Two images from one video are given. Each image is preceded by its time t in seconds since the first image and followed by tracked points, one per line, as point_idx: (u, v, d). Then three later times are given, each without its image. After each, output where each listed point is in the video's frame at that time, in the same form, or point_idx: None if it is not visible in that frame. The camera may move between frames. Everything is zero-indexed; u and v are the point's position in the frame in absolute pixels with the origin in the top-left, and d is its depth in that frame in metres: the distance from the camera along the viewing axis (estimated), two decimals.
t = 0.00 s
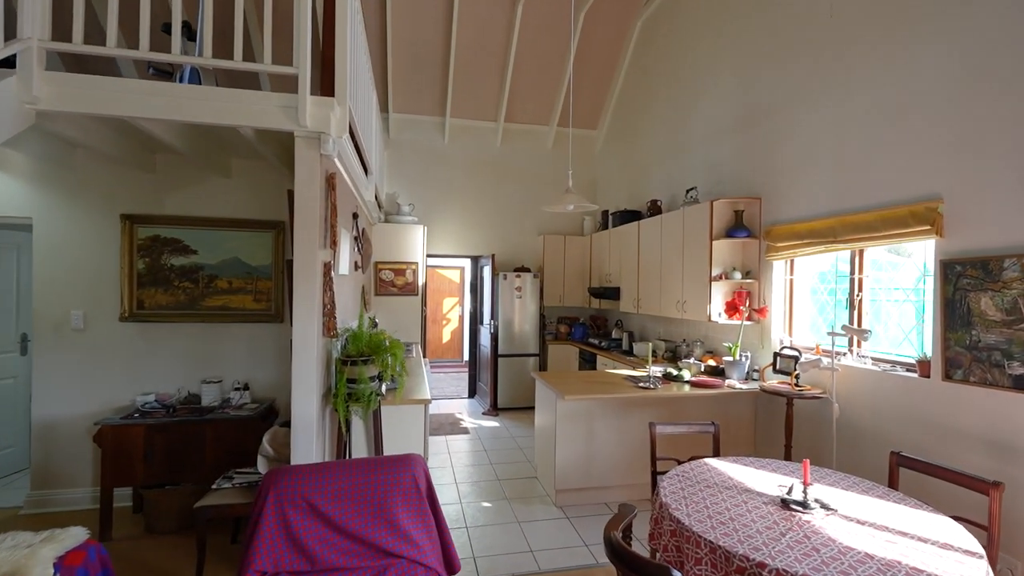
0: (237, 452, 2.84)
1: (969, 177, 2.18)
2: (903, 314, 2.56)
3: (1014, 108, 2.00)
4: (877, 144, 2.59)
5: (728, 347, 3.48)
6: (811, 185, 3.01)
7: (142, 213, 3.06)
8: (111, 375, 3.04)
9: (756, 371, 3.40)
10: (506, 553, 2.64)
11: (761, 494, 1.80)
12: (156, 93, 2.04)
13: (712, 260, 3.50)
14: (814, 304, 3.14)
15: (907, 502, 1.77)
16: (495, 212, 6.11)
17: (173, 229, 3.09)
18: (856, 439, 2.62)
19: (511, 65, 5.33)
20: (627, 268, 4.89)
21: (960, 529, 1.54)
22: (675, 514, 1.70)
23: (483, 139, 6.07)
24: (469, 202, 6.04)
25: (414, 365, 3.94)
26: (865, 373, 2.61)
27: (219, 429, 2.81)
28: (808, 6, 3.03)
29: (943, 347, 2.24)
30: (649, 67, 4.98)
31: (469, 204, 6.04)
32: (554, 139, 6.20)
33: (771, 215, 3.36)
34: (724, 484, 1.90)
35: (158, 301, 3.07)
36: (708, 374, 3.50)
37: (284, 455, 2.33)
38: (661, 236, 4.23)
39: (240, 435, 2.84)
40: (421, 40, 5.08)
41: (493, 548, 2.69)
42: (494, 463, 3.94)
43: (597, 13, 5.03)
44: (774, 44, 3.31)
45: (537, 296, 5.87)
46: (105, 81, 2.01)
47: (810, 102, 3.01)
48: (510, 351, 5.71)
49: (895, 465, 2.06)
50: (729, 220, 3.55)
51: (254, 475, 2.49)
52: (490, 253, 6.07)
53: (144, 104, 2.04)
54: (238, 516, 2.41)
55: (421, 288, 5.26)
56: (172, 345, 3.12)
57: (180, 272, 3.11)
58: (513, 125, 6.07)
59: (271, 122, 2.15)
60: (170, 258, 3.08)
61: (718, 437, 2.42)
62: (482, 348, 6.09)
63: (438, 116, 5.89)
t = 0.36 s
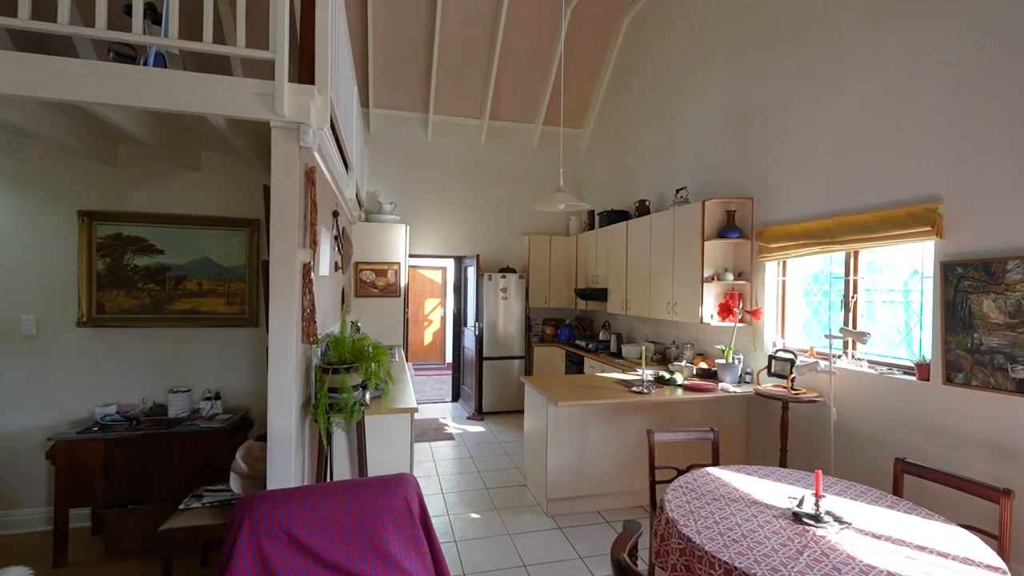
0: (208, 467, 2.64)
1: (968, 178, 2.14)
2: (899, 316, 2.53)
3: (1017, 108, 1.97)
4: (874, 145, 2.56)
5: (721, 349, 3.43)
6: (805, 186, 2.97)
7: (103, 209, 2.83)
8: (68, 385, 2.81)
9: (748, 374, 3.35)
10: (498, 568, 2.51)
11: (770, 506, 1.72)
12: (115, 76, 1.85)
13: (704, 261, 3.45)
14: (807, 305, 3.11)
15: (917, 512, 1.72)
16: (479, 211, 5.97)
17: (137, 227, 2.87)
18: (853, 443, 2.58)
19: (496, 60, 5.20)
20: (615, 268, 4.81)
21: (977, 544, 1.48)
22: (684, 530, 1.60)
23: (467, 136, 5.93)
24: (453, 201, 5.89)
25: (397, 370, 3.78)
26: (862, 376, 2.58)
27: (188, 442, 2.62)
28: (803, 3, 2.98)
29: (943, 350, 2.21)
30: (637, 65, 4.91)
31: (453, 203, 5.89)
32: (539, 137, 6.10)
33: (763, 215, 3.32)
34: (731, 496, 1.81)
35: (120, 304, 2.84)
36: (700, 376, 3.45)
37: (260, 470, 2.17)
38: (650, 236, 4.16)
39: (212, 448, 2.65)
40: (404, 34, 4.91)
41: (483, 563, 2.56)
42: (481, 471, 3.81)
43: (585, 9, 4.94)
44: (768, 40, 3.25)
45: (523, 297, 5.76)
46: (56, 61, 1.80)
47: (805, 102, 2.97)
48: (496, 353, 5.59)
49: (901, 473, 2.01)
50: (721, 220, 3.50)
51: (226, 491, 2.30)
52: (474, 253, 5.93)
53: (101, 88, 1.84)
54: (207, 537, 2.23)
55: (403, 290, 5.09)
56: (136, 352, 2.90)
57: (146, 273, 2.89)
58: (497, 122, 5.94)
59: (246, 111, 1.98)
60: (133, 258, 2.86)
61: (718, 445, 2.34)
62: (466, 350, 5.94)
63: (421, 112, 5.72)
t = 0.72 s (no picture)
0: (171, 480, 2.46)
1: (960, 177, 2.12)
2: (889, 315, 2.52)
3: (1011, 105, 1.95)
4: (864, 143, 2.53)
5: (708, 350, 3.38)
6: (794, 184, 2.94)
7: (54, 202, 2.61)
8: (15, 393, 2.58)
9: (736, 375, 3.31)
10: None
11: (771, 515, 1.65)
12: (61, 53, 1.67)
13: (691, 260, 3.39)
14: (794, 305, 3.08)
15: (917, 517, 1.67)
16: (461, 209, 5.84)
17: (92, 223, 2.66)
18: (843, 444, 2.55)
19: (479, 55, 5.07)
20: (599, 268, 4.75)
21: (982, 550, 1.44)
22: (683, 543, 1.51)
23: (449, 132, 5.79)
24: (434, 199, 5.75)
25: (376, 374, 3.63)
26: (852, 377, 2.55)
27: (149, 454, 2.43)
28: None
29: (934, 350, 2.18)
30: (622, 63, 4.85)
31: (434, 201, 5.75)
32: (522, 134, 6.00)
33: (750, 214, 3.28)
34: (729, 504, 1.73)
35: (73, 306, 2.62)
36: (688, 377, 3.40)
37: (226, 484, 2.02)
38: (636, 235, 4.10)
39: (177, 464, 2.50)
40: (383, 25, 4.75)
41: None
42: (464, 477, 3.68)
43: (569, 5, 4.85)
44: (756, 37, 3.22)
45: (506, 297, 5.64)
46: None
47: (794, 99, 2.94)
48: (478, 355, 5.46)
49: (896, 475, 1.96)
50: (708, 219, 3.45)
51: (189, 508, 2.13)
52: (456, 252, 5.80)
53: (46, 65, 1.66)
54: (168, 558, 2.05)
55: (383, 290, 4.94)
56: (92, 357, 2.69)
57: (102, 273, 2.67)
58: (479, 119, 5.82)
59: (211, 96, 1.82)
60: (89, 257, 2.65)
61: (711, 449, 2.27)
62: (448, 351, 5.80)
63: (401, 106, 5.55)
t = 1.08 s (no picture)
0: (131, 493, 2.30)
1: (955, 173, 2.08)
2: (882, 315, 2.47)
3: (1007, 100, 1.91)
4: (856, 139, 2.48)
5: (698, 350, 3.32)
6: (784, 181, 2.88)
7: None
8: None
9: (725, 375, 3.26)
10: None
11: (771, 525, 1.57)
12: None
13: (680, 259, 3.33)
14: (784, 304, 3.04)
15: (920, 524, 1.60)
16: (443, 207, 5.70)
17: (43, 217, 2.46)
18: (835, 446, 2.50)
19: (462, 48, 4.94)
20: (586, 267, 4.67)
21: (990, 560, 1.38)
22: (682, 558, 1.42)
23: (431, 128, 5.65)
24: (416, 196, 5.60)
25: (355, 377, 3.48)
26: (845, 378, 2.51)
27: (106, 467, 2.26)
28: None
29: (928, 350, 2.14)
30: (608, 58, 4.78)
31: (416, 198, 5.60)
32: (506, 131, 5.89)
33: (739, 211, 3.22)
34: (727, 514, 1.65)
35: (21, 307, 2.41)
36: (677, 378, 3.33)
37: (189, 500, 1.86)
38: (623, 234, 4.02)
39: (137, 476, 2.30)
40: (363, 15, 4.58)
41: None
42: (447, 483, 3.56)
43: None
44: (745, 32, 3.15)
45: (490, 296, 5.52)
46: None
47: (784, 95, 2.88)
48: (461, 356, 5.33)
49: (894, 479, 1.89)
50: (696, 217, 3.39)
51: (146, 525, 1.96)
52: (439, 251, 5.66)
53: None
54: None
55: (362, 289, 4.77)
56: (43, 361, 2.49)
57: (54, 270, 2.47)
58: (463, 114, 5.69)
59: (168, 77, 1.66)
60: (40, 253, 2.44)
61: (705, 454, 2.18)
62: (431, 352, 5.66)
63: (381, 101, 5.39)
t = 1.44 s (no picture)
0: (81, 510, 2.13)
1: (947, 172, 2.04)
2: (870, 316, 2.44)
3: (1001, 97, 1.88)
4: (847, 138, 2.44)
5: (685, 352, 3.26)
6: (772, 180, 2.84)
7: None
8: None
9: (712, 377, 3.20)
10: None
11: (768, 538, 1.50)
12: None
13: (666, 259, 3.26)
14: (771, 305, 3.00)
15: (919, 534, 1.54)
16: (424, 206, 5.56)
17: None
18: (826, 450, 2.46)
19: (444, 42, 4.80)
20: (569, 267, 4.58)
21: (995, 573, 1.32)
22: None
23: (411, 125, 5.50)
24: (395, 194, 5.44)
25: (329, 382, 3.32)
26: (834, 380, 2.47)
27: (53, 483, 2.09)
28: None
29: (919, 352, 2.10)
30: (593, 56, 4.70)
31: (395, 196, 5.44)
32: (488, 129, 5.78)
33: (726, 211, 3.17)
34: (722, 527, 1.57)
35: None
36: (663, 381, 3.27)
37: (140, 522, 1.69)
38: (608, 233, 3.95)
39: (86, 494, 2.16)
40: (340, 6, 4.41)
41: None
42: (427, 491, 3.42)
43: None
44: (733, 28, 3.10)
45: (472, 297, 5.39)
46: None
47: (772, 92, 2.84)
48: (442, 358, 5.20)
49: (887, 485, 1.84)
50: (682, 216, 3.33)
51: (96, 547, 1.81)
52: (419, 250, 5.51)
53: None
54: None
55: (339, 290, 4.60)
56: None
57: None
58: (444, 110, 5.55)
59: (115, 57, 1.50)
60: None
61: (695, 462, 2.10)
62: (411, 354, 5.51)
63: (359, 95, 5.22)
